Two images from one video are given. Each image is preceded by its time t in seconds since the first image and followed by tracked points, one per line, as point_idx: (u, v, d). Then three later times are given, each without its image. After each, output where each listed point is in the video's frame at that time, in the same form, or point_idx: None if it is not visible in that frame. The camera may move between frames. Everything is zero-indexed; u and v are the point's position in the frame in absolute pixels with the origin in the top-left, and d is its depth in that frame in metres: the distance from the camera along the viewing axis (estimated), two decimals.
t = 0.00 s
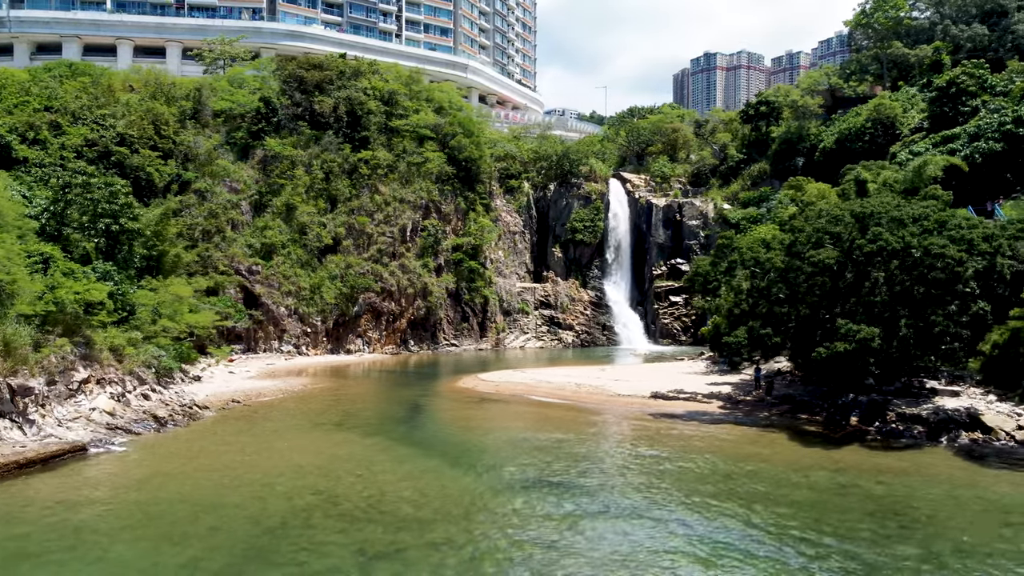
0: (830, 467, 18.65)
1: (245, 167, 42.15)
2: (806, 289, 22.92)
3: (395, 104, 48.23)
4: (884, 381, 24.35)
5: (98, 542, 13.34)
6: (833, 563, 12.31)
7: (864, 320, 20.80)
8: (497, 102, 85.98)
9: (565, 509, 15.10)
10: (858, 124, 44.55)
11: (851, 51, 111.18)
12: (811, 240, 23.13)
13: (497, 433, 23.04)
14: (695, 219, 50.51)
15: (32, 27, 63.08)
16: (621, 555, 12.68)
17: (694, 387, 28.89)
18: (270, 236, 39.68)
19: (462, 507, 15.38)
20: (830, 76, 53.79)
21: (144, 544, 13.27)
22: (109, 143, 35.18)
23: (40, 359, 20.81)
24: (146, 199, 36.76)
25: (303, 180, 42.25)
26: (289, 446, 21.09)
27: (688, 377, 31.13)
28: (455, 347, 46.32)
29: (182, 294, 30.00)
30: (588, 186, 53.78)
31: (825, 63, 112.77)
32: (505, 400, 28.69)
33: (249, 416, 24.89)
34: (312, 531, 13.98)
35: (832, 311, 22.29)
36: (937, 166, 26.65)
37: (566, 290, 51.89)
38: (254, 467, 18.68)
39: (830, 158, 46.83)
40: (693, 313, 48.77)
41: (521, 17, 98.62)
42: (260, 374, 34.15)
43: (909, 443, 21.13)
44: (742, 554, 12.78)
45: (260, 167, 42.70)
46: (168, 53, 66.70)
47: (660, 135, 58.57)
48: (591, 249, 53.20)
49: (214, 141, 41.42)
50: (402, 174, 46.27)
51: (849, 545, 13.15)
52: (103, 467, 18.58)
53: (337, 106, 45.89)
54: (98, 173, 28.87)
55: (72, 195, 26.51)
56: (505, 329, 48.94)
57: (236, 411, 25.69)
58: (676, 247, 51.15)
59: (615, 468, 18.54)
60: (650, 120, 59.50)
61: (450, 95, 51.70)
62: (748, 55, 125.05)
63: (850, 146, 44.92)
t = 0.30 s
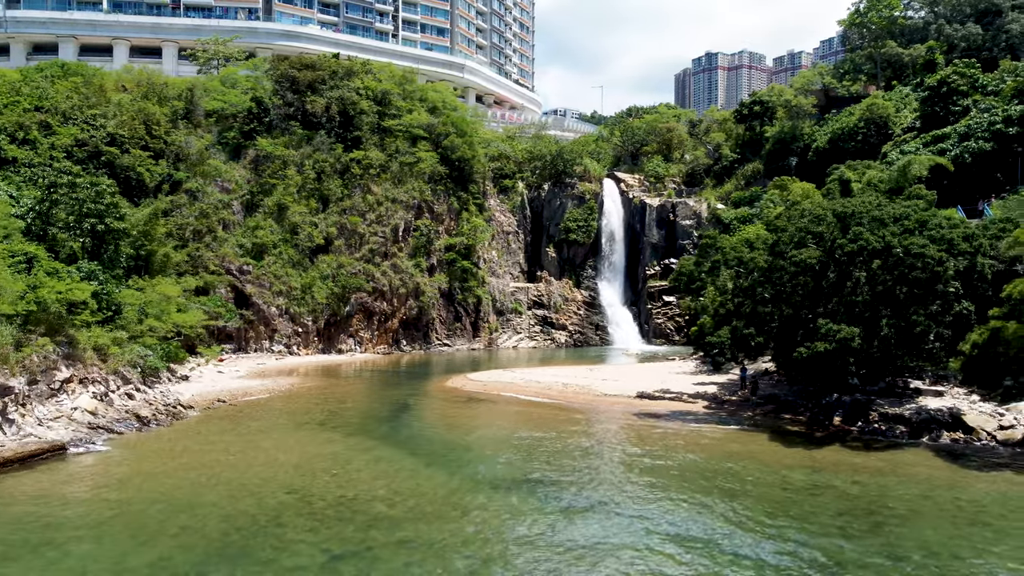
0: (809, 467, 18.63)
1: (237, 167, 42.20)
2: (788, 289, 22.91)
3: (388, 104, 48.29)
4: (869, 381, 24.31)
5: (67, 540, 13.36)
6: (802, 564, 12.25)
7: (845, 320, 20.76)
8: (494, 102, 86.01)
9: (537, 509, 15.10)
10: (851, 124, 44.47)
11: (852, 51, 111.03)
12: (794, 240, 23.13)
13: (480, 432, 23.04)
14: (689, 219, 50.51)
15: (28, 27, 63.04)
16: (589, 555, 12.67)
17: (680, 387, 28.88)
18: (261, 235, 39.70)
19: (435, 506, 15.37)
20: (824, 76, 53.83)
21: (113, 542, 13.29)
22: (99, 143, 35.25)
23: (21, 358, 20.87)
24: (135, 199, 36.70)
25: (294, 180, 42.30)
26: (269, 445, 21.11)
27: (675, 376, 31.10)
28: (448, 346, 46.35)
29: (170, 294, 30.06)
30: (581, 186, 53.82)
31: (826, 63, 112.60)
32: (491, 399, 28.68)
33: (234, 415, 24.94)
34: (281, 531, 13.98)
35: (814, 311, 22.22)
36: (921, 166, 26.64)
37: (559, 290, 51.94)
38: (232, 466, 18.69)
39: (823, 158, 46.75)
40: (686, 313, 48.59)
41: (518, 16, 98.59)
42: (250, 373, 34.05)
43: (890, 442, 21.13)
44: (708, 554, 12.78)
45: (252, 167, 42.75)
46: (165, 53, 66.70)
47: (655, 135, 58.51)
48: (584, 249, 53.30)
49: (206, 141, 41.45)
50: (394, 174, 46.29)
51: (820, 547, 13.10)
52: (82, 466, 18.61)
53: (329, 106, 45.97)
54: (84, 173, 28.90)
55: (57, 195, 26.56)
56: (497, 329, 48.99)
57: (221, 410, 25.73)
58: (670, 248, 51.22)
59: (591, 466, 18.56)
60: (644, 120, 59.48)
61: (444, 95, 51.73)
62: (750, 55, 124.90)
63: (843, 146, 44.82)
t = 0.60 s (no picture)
0: (787, 466, 18.58)
1: (229, 167, 42.28)
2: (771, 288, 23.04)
3: (381, 104, 48.36)
4: (853, 381, 24.31)
5: (37, 537, 13.40)
6: (765, 562, 12.18)
7: (825, 321, 20.81)
8: (492, 102, 86.05)
9: (510, 507, 15.09)
10: (844, 124, 44.43)
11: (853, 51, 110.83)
12: (777, 240, 23.15)
13: (463, 431, 23.03)
14: (683, 219, 50.30)
15: (24, 27, 63.14)
16: (552, 554, 12.63)
17: (667, 387, 28.86)
18: (253, 235, 39.73)
19: (405, 505, 15.36)
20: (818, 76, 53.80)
21: (82, 540, 13.32)
22: (90, 144, 35.35)
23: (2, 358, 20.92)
24: (127, 198, 36.82)
25: (286, 180, 42.35)
26: (250, 444, 21.13)
27: (663, 376, 31.06)
28: (440, 346, 46.35)
29: (158, 294, 30.16)
30: (575, 185, 53.83)
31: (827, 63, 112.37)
32: (478, 399, 28.67)
33: (219, 415, 24.96)
34: (252, 529, 14.01)
35: (797, 311, 22.25)
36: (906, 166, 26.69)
37: (553, 290, 51.91)
38: (212, 465, 18.72)
39: (817, 157, 46.69)
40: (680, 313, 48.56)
41: (516, 16, 98.65)
42: (240, 373, 33.95)
43: (870, 442, 21.15)
44: (675, 551, 12.78)
45: (244, 166, 42.82)
46: (161, 53, 66.76)
47: (649, 134, 58.47)
48: (578, 249, 53.30)
49: (197, 141, 41.51)
50: (387, 174, 46.31)
51: (786, 543, 13.04)
52: (61, 464, 18.65)
53: (322, 106, 46.04)
54: (70, 173, 29.01)
55: (43, 194, 26.67)
56: (491, 328, 49.00)
57: (207, 409, 25.77)
58: (663, 247, 51.06)
59: (569, 465, 18.57)
60: (639, 120, 59.49)
61: (437, 95, 51.79)
62: (752, 55, 124.68)
63: (836, 145, 44.76)
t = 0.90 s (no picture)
0: (765, 465, 18.56)
1: (222, 167, 42.34)
2: (755, 289, 22.96)
3: (375, 104, 48.43)
4: (838, 381, 24.28)
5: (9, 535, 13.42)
6: (734, 561, 12.12)
7: (807, 320, 20.85)
8: (490, 102, 86.05)
9: (484, 506, 15.08)
10: (837, 124, 44.40)
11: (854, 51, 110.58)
12: (760, 240, 23.17)
13: (446, 430, 23.02)
14: (677, 219, 50.21)
15: (21, 27, 63.17)
16: (521, 550, 12.63)
17: (654, 387, 28.82)
18: (245, 235, 39.76)
19: (379, 504, 15.37)
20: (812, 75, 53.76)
21: (54, 538, 13.34)
22: (81, 144, 35.43)
23: None
24: (118, 198, 36.97)
25: (279, 180, 42.40)
26: (232, 443, 21.15)
27: (651, 376, 31.00)
28: (434, 346, 46.35)
29: (147, 293, 30.25)
30: (570, 185, 53.90)
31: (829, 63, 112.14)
32: (465, 399, 28.65)
33: (205, 414, 24.99)
34: (224, 528, 14.02)
35: (780, 311, 22.27)
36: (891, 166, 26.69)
37: (547, 290, 51.91)
38: (192, 464, 18.74)
39: (810, 157, 46.60)
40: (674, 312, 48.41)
41: (514, 16, 98.70)
42: (230, 373, 33.84)
43: (852, 442, 21.11)
44: (644, 548, 12.75)
45: (236, 166, 42.89)
46: (158, 53, 66.80)
47: (644, 134, 58.43)
48: (573, 249, 53.33)
49: (189, 141, 41.55)
50: (380, 174, 46.34)
51: (757, 542, 12.98)
52: (41, 463, 18.68)
53: (314, 106, 46.10)
54: (57, 173, 29.07)
55: (29, 194, 26.76)
56: (484, 328, 49.02)
57: (193, 409, 25.81)
58: (658, 247, 51.09)
59: (547, 464, 18.55)
60: (634, 120, 59.47)
61: (431, 95, 51.83)
62: (754, 55, 124.43)
63: (830, 145, 44.67)
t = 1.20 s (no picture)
0: (745, 464, 18.50)
1: (216, 167, 42.44)
2: (741, 289, 22.95)
3: (370, 104, 48.52)
4: (825, 380, 24.24)
5: None
6: (703, 559, 12.09)
7: (790, 320, 20.88)
8: (489, 102, 86.09)
9: (458, 504, 15.06)
10: (831, 124, 44.41)
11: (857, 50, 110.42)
12: (745, 239, 23.16)
13: (431, 430, 23.02)
14: (672, 218, 49.76)
15: (19, 28, 63.34)
16: (491, 549, 12.60)
17: (642, 387, 28.77)
18: (238, 234, 39.81)
19: (354, 503, 15.36)
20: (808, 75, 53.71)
21: (26, 536, 13.35)
22: (74, 144, 35.55)
23: None
24: (111, 198, 37.11)
25: (273, 180, 42.47)
26: (215, 443, 21.17)
27: (641, 377, 30.94)
28: (428, 346, 46.38)
29: (137, 293, 30.34)
30: (565, 185, 53.94)
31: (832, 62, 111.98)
32: (454, 399, 28.62)
33: (191, 414, 25.01)
34: (197, 527, 14.01)
35: (764, 311, 22.27)
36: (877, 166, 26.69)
37: (542, 290, 51.94)
38: (172, 463, 18.76)
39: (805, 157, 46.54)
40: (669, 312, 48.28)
41: (513, 16, 98.77)
42: (222, 373, 33.68)
43: (837, 442, 21.06)
44: (614, 545, 12.71)
45: (230, 166, 42.99)
46: (156, 53, 66.90)
47: (640, 134, 58.39)
48: (568, 249, 53.41)
49: (183, 141, 41.63)
50: (374, 174, 46.39)
51: (729, 541, 12.91)
52: (22, 461, 18.71)
53: (309, 106, 46.20)
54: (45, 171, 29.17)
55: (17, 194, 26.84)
56: (479, 328, 49.03)
57: (181, 408, 25.85)
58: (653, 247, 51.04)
59: (527, 462, 18.53)
60: (631, 120, 59.48)
61: (427, 95, 51.89)
62: (757, 54, 124.26)
63: (824, 145, 44.58)
